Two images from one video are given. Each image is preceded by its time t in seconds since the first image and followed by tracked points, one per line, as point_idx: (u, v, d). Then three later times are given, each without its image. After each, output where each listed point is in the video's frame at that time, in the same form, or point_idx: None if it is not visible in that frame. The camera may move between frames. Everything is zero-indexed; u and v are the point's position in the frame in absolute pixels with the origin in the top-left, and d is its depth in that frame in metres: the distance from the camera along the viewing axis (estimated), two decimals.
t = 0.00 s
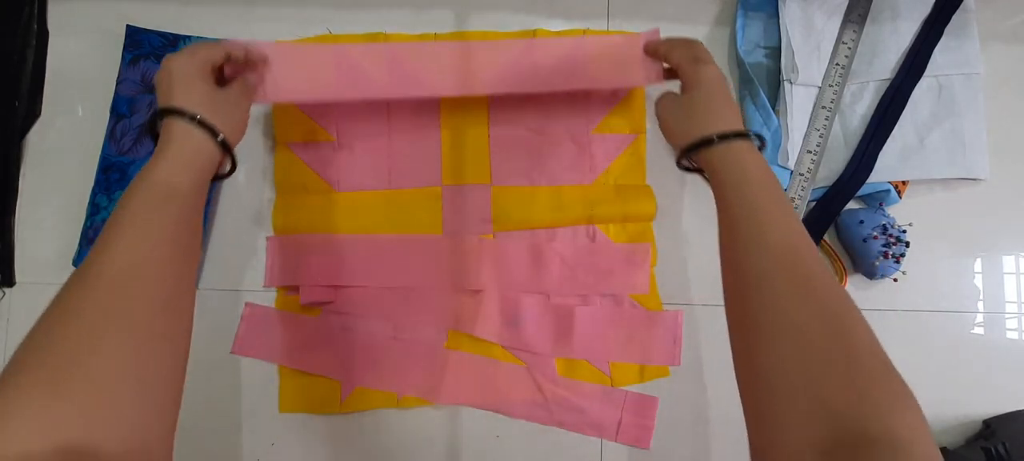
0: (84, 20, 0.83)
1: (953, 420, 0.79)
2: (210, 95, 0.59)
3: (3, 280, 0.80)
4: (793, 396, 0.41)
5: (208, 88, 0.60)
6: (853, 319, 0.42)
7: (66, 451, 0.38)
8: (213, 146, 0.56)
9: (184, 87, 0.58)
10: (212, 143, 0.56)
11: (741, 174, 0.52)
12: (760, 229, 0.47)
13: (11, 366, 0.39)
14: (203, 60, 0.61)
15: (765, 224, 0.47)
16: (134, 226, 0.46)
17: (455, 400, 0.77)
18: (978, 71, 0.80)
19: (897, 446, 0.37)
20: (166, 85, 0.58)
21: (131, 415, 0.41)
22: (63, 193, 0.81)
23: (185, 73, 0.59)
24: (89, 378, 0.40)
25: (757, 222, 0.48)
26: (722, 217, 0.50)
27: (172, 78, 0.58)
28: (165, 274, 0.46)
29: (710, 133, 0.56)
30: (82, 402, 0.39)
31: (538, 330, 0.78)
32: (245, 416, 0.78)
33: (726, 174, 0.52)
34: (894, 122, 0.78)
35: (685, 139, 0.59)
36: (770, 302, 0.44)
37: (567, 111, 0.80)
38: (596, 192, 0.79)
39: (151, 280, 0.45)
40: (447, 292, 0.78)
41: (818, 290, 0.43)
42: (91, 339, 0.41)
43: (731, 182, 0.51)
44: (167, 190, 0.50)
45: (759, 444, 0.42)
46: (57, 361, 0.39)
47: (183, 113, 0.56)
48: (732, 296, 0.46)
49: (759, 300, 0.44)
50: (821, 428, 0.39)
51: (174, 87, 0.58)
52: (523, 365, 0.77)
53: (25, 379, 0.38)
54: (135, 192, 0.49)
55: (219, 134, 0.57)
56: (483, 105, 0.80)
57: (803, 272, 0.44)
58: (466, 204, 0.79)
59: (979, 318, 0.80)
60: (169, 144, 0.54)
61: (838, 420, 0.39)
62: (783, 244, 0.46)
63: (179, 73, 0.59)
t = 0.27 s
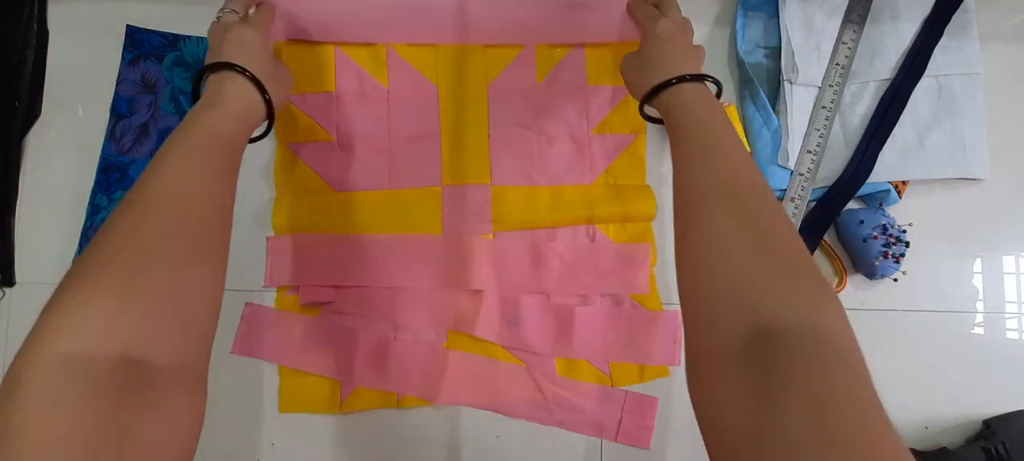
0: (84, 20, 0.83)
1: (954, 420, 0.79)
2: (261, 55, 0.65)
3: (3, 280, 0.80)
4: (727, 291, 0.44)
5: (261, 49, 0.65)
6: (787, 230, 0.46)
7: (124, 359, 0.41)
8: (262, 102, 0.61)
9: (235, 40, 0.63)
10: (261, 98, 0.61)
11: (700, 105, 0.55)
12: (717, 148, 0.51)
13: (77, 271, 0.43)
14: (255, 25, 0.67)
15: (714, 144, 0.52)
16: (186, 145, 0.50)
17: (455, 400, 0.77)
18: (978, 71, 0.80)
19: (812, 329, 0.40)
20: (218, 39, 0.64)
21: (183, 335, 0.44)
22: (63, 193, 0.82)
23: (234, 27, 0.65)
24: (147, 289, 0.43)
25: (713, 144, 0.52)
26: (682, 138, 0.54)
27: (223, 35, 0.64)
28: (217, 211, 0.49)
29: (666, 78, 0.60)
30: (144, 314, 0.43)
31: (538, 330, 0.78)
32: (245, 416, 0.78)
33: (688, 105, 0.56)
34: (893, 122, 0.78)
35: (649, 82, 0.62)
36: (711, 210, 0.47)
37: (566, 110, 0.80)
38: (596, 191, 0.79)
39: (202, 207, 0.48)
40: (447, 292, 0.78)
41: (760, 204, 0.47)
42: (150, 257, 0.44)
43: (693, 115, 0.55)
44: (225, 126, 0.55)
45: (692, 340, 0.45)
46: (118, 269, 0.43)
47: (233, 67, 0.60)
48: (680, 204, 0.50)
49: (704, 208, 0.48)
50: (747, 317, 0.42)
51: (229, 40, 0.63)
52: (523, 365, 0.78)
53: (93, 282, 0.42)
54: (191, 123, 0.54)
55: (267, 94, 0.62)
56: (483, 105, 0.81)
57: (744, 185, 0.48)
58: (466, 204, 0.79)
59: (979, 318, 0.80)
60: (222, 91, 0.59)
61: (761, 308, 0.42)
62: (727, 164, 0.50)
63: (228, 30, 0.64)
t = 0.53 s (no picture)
0: (83, 19, 0.83)
1: (954, 420, 0.79)
2: (296, 103, 0.74)
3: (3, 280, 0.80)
4: (710, 303, 0.48)
5: (308, 103, 0.76)
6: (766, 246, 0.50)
7: (153, 368, 0.47)
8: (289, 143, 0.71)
9: (277, 94, 0.74)
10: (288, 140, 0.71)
11: (669, 141, 0.64)
12: (690, 177, 0.57)
13: (118, 287, 0.49)
14: (301, 78, 0.77)
15: (690, 172, 0.58)
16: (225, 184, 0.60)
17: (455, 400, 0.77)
18: (977, 71, 0.80)
19: (789, 336, 0.44)
20: (264, 89, 0.75)
21: (205, 348, 0.50)
22: (63, 192, 0.82)
23: (285, 83, 0.75)
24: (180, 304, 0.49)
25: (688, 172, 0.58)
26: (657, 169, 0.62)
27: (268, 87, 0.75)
28: (244, 237, 0.56)
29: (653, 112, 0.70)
30: (176, 327, 0.48)
31: (538, 330, 0.78)
32: (245, 416, 0.78)
33: (662, 141, 0.65)
34: (893, 122, 0.79)
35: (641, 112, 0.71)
36: (696, 230, 0.52)
37: (566, 110, 0.80)
38: (596, 191, 0.79)
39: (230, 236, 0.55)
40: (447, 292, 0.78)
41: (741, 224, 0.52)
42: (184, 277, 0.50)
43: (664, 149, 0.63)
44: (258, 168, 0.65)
45: (687, 345, 0.49)
46: (157, 285, 0.49)
47: (262, 112, 0.71)
48: (668, 225, 0.55)
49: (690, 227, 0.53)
50: (731, 326, 0.46)
51: (274, 93, 0.74)
52: (523, 365, 0.77)
53: (133, 295, 0.48)
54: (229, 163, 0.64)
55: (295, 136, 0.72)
56: (483, 105, 0.80)
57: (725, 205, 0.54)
58: (466, 204, 0.79)
59: (979, 319, 0.80)
60: (255, 136, 0.69)
61: (743, 318, 0.46)
62: (703, 189, 0.56)
63: (274, 84, 0.75)
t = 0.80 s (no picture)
0: (83, 19, 0.83)
1: (954, 420, 0.79)
2: (297, 103, 0.74)
3: (4, 280, 0.80)
4: (706, 292, 0.49)
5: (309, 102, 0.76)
6: (768, 237, 0.51)
7: (153, 370, 0.47)
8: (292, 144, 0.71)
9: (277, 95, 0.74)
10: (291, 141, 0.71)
11: (675, 138, 0.65)
12: (694, 172, 0.59)
13: (121, 287, 0.49)
14: (297, 77, 0.77)
15: (694, 168, 0.59)
16: (229, 183, 0.60)
17: (455, 400, 0.77)
18: (978, 71, 0.80)
19: (783, 322, 0.44)
20: (264, 91, 0.74)
21: (206, 352, 0.50)
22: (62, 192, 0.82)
23: (281, 85, 0.75)
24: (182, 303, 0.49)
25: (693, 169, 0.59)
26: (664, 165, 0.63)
27: (269, 89, 0.75)
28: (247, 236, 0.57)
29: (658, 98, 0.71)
30: (176, 329, 0.48)
31: (538, 329, 0.78)
32: (246, 416, 0.79)
33: (668, 139, 0.66)
34: (893, 122, 0.79)
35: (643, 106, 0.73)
36: (696, 221, 0.54)
37: (567, 109, 0.80)
38: (597, 191, 0.79)
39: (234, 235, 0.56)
40: (447, 292, 0.78)
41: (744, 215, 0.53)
42: (185, 277, 0.51)
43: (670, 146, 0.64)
44: (261, 169, 0.65)
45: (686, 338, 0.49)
46: (159, 286, 0.49)
47: (265, 114, 0.71)
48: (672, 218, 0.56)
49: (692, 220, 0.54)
50: (725, 313, 0.47)
51: (274, 95, 0.74)
52: (523, 365, 0.78)
53: (134, 296, 0.48)
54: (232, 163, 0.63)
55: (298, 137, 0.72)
56: (483, 104, 0.80)
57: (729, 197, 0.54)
58: (467, 203, 0.79)
59: (979, 319, 0.80)
60: (257, 137, 0.69)
61: (736, 305, 0.47)
62: (705, 182, 0.57)
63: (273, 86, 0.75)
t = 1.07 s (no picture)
0: (84, 19, 0.83)
1: (954, 420, 0.79)
2: (302, 96, 0.74)
3: (4, 280, 0.80)
4: (700, 280, 0.50)
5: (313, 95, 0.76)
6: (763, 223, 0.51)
7: (159, 358, 0.47)
8: (295, 134, 0.70)
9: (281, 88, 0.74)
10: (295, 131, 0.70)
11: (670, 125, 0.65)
12: (689, 157, 0.59)
13: (123, 278, 0.49)
14: (301, 71, 0.77)
15: (689, 153, 0.59)
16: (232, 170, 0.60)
17: (455, 400, 0.77)
18: (978, 71, 0.80)
19: (775, 308, 0.45)
20: (268, 85, 0.75)
21: (210, 341, 0.49)
22: (62, 192, 0.82)
23: (285, 78, 0.76)
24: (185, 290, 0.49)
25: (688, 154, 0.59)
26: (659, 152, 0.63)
27: (274, 83, 0.75)
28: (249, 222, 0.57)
29: (655, 88, 0.71)
30: (180, 315, 0.48)
31: (538, 330, 0.78)
32: (246, 416, 0.79)
33: (665, 127, 0.65)
34: (893, 122, 0.79)
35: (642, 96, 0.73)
36: (691, 207, 0.54)
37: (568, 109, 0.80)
38: (597, 191, 0.79)
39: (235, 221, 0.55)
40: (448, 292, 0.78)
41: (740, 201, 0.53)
42: (187, 264, 0.50)
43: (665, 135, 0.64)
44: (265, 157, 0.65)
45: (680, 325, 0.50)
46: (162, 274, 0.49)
47: (270, 105, 0.71)
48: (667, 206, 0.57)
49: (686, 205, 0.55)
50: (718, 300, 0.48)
51: (279, 87, 0.74)
52: (523, 365, 0.77)
53: (138, 284, 0.48)
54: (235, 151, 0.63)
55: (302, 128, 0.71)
56: (484, 104, 0.80)
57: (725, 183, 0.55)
58: (467, 203, 0.79)
59: (979, 319, 0.80)
60: (260, 126, 0.69)
61: (729, 292, 0.47)
62: (701, 168, 0.57)
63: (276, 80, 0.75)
